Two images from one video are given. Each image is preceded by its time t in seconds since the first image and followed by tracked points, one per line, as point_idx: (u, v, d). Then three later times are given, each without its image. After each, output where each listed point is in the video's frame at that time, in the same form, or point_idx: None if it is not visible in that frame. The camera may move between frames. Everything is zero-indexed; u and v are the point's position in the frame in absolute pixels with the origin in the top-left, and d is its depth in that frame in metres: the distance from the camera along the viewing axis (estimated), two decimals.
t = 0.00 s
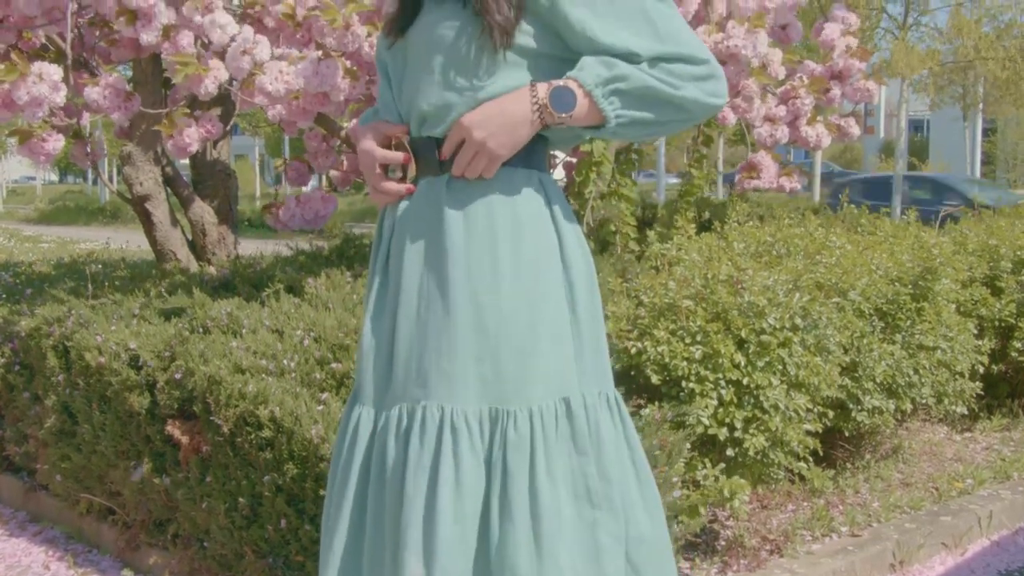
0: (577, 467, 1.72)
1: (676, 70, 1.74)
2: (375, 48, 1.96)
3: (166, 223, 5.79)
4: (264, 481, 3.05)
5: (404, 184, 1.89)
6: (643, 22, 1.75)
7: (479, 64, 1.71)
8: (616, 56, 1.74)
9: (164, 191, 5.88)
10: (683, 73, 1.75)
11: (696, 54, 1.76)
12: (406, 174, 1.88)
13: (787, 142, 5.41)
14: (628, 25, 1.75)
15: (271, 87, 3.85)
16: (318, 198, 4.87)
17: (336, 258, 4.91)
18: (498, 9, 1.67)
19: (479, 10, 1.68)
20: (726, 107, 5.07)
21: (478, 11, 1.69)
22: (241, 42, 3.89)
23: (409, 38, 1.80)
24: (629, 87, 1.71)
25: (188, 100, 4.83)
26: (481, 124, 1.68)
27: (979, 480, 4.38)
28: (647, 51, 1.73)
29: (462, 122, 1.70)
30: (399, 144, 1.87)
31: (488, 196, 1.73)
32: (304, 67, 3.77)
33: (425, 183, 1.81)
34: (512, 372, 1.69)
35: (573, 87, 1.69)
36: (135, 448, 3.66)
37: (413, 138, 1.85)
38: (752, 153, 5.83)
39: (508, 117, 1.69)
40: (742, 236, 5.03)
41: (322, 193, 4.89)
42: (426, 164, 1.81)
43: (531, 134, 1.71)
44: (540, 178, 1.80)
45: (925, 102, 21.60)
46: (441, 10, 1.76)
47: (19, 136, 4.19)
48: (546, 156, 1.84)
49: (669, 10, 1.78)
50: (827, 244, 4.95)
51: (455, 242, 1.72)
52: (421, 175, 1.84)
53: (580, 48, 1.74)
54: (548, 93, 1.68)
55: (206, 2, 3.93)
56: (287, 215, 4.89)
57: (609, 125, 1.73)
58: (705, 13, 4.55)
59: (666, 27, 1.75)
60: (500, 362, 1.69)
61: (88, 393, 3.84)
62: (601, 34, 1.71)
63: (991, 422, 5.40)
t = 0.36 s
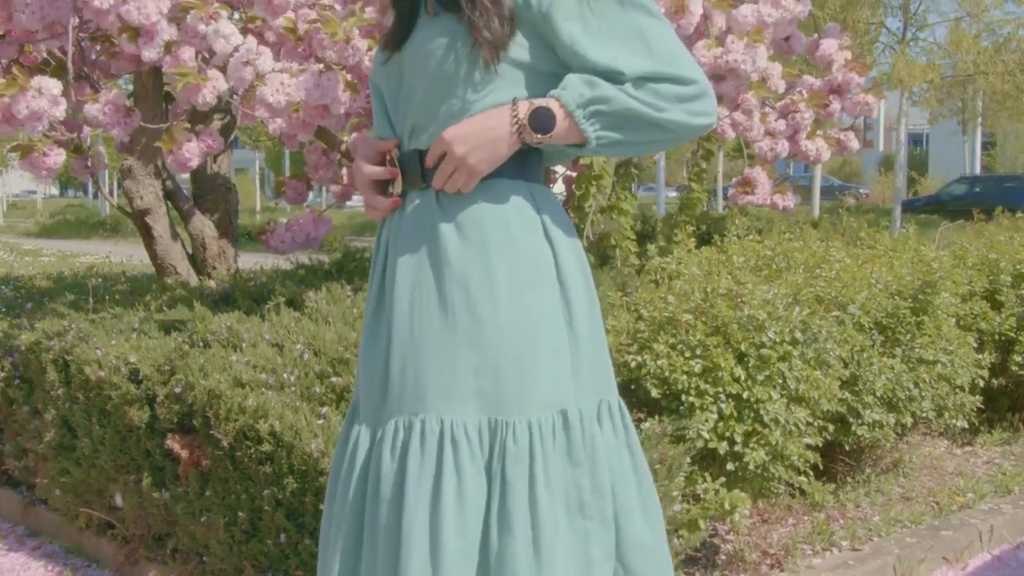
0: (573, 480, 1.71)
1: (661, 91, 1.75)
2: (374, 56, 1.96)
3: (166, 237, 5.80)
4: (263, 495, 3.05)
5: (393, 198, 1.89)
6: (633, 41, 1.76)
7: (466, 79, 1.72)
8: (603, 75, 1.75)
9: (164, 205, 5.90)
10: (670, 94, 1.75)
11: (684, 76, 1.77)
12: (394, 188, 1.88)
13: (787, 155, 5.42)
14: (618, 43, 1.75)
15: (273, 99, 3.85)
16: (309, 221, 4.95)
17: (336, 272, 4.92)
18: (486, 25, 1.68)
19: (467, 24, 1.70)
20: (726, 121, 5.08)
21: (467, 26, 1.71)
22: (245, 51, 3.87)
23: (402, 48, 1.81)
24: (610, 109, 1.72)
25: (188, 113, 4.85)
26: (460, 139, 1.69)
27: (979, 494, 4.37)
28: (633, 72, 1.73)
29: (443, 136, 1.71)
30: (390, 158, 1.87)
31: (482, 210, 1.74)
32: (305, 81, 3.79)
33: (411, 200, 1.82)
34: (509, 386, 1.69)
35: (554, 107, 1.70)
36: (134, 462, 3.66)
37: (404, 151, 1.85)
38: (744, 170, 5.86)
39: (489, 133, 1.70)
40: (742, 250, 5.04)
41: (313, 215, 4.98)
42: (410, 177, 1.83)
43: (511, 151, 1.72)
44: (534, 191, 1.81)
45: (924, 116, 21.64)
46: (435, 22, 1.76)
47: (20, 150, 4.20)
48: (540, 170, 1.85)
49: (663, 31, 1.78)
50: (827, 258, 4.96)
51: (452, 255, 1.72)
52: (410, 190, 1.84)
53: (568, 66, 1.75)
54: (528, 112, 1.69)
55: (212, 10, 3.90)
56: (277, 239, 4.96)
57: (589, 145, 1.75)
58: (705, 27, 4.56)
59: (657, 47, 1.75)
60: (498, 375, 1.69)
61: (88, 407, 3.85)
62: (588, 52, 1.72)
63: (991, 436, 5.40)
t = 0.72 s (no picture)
0: (569, 497, 1.71)
1: (674, 93, 1.76)
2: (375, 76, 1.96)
3: (166, 250, 5.80)
4: (263, 509, 3.04)
5: (394, 217, 1.88)
6: (640, 49, 1.77)
7: (470, 92, 1.72)
8: (616, 79, 1.76)
9: (164, 219, 5.90)
10: (682, 96, 1.77)
11: (694, 79, 1.78)
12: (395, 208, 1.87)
13: (786, 169, 5.43)
14: (625, 50, 1.77)
15: (273, 114, 3.85)
16: (313, 227, 4.96)
17: (337, 285, 4.92)
18: (485, 38, 1.69)
19: (467, 40, 1.71)
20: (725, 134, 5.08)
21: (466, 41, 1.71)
22: (244, 68, 3.88)
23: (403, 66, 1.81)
24: (627, 111, 1.72)
25: (189, 127, 4.86)
26: (478, 154, 1.69)
27: (980, 508, 4.37)
28: (646, 73, 1.75)
29: (461, 147, 1.70)
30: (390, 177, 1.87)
31: (481, 227, 1.74)
32: (306, 95, 3.80)
33: (414, 218, 1.81)
34: (507, 404, 1.69)
35: (572, 114, 1.71)
36: (134, 476, 3.65)
37: (405, 169, 1.85)
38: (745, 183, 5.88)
39: (506, 145, 1.70)
40: (742, 263, 5.04)
41: (317, 221, 4.98)
42: (415, 197, 1.82)
43: (527, 162, 1.72)
44: (534, 204, 1.81)
45: (922, 130, 21.70)
46: (436, 37, 1.76)
47: (21, 162, 4.20)
48: (540, 182, 1.86)
49: (666, 37, 1.80)
50: (827, 271, 4.96)
51: (449, 272, 1.72)
52: (412, 208, 1.84)
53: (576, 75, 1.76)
54: (546, 121, 1.70)
55: (208, 28, 3.92)
56: (282, 244, 4.95)
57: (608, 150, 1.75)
58: (704, 42, 4.57)
59: (662, 53, 1.77)
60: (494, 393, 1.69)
61: (87, 420, 3.84)
62: (597, 59, 1.73)
63: (992, 450, 5.39)
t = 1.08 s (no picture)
0: (575, 511, 1.72)
1: (686, 100, 1.76)
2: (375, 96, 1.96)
3: (166, 264, 5.81)
4: (263, 523, 3.04)
5: (395, 234, 1.87)
6: (650, 57, 1.76)
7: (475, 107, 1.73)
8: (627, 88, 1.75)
9: (165, 232, 5.91)
10: (693, 102, 1.76)
11: (705, 83, 1.77)
12: (397, 225, 1.86)
13: (786, 182, 5.44)
14: (636, 59, 1.75)
15: (276, 124, 3.87)
16: (317, 241, 4.92)
17: (337, 299, 4.92)
18: (490, 52, 1.68)
19: (472, 52, 1.70)
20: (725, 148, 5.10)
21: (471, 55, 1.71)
22: (252, 79, 3.84)
23: (406, 82, 1.82)
24: (636, 109, 1.72)
25: (189, 140, 4.86)
26: (484, 136, 1.67)
27: (981, 521, 4.36)
28: (659, 84, 1.74)
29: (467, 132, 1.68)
30: (391, 195, 1.86)
31: (482, 240, 1.73)
32: (309, 107, 3.82)
33: (415, 236, 1.80)
34: (513, 419, 1.69)
35: (575, 104, 1.71)
36: (133, 489, 3.65)
37: (406, 187, 1.84)
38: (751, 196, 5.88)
39: (511, 126, 1.69)
40: (742, 277, 5.05)
41: (321, 235, 4.93)
42: (416, 216, 1.81)
43: (533, 147, 1.70)
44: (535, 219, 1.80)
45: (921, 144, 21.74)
46: (439, 53, 1.77)
47: (21, 174, 4.20)
48: (541, 197, 1.85)
49: (676, 47, 1.79)
50: (827, 285, 4.97)
51: (451, 286, 1.71)
52: (414, 226, 1.82)
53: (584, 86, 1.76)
54: (547, 103, 1.71)
55: (220, 37, 3.88)
56: (286, 259, 4.94)
57: (616, 153, 1.75)
58: (703, 55, 4.58)
59: (671, 61, 1.76)
60: (499, 408, 1.69)
61: (87, 434, 3.84)
62: (607, 72, 1.73)
63: (992, 463, 5.38)
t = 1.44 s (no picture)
0: (574, 523, 1.72)
1: (694, 108, 1.76)
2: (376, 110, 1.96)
3: (166, 276, 5.82)
4: (262, 536, 3.03)
5: (396, 246, 1.87)
6: (656, 66, 1.76)
7: (474, 122, 1.73)
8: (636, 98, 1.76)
9: (165, 245, 5.92)
10: (700, 110, 1.77)
11: (710, 89, 1.78)
12: (399, 237, 1.86)
13: (786, 195, 5.46)
14: (642, 68, 1.75)
15: (274, 142, 3.86)
16: (308, 262, 4.99)
17: (338, 312, 4.93)
18: (488, 70, 1.69)
19: (469, 70, 1.71)
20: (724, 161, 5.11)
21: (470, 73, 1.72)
22: (245, 98, 3.89)
23: (407, 96, 1.82)
24: (645, 118, 1.73)
25: (189, 154, 4.88)
26: (493, 148, 1.67)
27: (982, 534, 4.35)
28: (667, 94, 1.74)
29: (474, 143, 1.68)
30: (393, 207, 1.86)
31: (484, 251, 1.73)
32: (306, 124, 3.83)
33: (419, 247, 1.80)
34: (514, 431, 1.69)
35: (586, 114, 1.72)
36: (133, 502, 3.65)
37: (407, 199, 1.85)
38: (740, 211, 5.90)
39: (519, 139, 1.68)
40: (742, 289, 5.06)
41: (311, 254, 5.00)
42: (421, 227, 1.81)
43: (541, 157, 1.70)
44: (535, 231, 1.80)
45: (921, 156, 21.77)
46: (441, 68, 1.77)
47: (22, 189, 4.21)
48: (540, 208, 1.85)
49: (681, 55, 1.79)
50: (827, 297, 4.97)
51: (454, 298, 1.71)
52: (416, 238, 1.82)
53: (590, 98, 1.77)
54: (558, 113, 1.70)
55: (209, 59, 3.91)
56: (275, 279, 4.98)
57: (625, 159, 1.75)
58: (703, 69, 4.59)
59: (677, 69, 1.76)
60: (499, 419, 1.69)
61: (86, 447, 3.84)
62: (613, 83, 1.74)
63: (992, 476, 5.37)
